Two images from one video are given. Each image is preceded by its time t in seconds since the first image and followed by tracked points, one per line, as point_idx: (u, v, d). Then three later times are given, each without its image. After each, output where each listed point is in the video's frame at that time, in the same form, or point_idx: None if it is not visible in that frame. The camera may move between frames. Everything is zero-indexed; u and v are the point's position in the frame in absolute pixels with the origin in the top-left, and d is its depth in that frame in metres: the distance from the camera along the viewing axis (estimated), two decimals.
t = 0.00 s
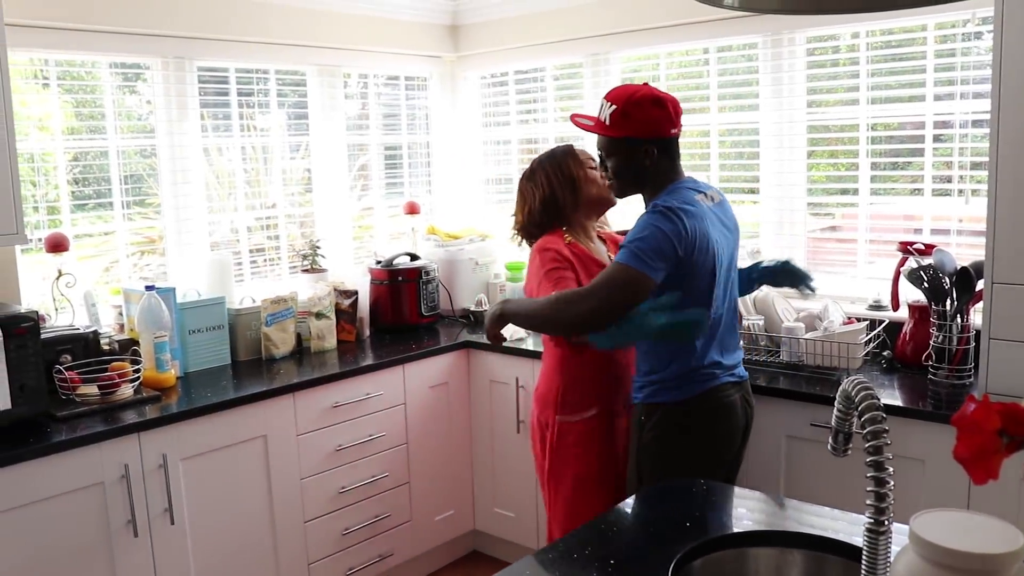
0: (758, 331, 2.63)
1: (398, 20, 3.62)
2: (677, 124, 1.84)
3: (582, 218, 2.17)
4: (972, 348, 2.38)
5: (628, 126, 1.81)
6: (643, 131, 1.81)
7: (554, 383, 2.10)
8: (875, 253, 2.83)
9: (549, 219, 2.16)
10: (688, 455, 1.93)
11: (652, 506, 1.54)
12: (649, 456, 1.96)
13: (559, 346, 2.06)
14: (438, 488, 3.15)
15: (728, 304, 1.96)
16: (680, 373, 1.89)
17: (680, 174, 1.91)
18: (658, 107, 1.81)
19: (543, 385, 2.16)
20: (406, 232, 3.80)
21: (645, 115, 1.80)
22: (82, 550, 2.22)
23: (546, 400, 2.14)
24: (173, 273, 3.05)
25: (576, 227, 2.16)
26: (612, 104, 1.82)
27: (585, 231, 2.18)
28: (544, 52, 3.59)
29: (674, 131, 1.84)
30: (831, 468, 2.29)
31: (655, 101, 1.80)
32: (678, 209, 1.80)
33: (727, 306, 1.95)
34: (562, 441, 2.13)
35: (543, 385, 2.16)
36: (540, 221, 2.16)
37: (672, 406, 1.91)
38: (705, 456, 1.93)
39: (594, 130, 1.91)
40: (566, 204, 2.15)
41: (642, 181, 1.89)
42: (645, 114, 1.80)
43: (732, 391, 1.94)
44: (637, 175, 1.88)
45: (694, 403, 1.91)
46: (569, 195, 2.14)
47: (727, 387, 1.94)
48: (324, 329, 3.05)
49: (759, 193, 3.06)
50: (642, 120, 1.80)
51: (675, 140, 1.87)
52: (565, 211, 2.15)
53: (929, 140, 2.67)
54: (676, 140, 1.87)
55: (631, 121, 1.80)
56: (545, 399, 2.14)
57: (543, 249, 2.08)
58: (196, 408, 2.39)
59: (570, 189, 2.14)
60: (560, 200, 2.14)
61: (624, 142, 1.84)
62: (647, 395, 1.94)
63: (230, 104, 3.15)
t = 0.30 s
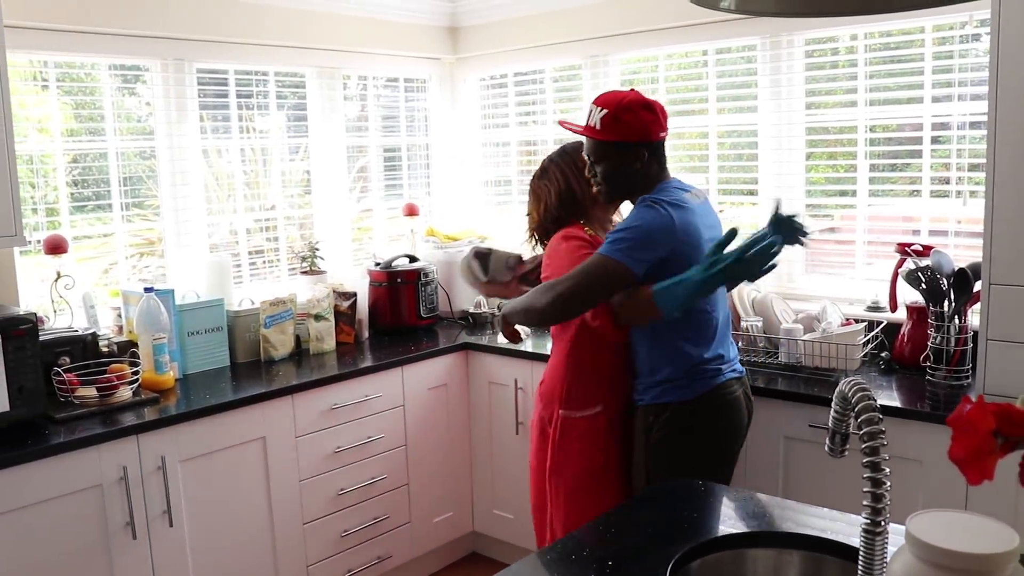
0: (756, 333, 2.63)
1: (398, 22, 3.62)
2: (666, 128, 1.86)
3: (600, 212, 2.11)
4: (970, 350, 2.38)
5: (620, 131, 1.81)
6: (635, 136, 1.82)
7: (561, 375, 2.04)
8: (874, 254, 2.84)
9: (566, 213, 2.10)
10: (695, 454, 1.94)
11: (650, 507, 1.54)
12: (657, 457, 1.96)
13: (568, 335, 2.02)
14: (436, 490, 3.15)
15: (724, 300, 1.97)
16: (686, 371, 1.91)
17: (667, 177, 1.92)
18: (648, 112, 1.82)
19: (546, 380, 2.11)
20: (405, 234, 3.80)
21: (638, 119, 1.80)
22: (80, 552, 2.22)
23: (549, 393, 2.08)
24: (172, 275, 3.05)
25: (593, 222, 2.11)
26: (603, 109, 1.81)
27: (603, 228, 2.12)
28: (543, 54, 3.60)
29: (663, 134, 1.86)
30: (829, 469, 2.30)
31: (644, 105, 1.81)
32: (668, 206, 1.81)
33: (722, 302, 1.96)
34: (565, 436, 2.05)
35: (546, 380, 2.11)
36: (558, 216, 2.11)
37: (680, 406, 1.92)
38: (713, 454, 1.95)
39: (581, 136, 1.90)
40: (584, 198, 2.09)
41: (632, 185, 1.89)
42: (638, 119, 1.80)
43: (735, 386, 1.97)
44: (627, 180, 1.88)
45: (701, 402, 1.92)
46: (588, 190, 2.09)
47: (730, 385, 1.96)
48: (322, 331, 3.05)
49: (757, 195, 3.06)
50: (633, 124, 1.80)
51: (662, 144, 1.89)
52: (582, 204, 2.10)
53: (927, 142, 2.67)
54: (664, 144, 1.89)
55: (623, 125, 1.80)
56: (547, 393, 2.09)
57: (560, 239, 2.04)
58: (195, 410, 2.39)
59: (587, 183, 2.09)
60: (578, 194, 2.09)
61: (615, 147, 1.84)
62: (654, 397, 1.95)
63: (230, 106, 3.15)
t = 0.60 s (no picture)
0: (742, 333, 2.64)
1: (385, 24, 3.62)
2: (639, 132, 1.87)
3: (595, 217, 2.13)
4: (954, 349, 2.40)
5: (597, 141, 1.81)
6: (612, 143, 1.82)
7: (564, 376, 2.02)
8: (860, 254, 2.85)
9: (563, 213, 2.12)
10: (690, 453, 1.95)
11: (637, 508, 1.55)
12: (652, 456, 1.96)
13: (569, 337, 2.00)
14: (425, 492, 3.14)
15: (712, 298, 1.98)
16: (685, 371, 1.92)
17: (646, 179, 1.93)
18: (620, 119, 1.82)
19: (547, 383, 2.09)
20: (392, 235, 3.80)
21: (612, 127, 1.81)
22: (67, 557, 2.20)
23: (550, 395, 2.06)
24: (159, 278, 3.04)
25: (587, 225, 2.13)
26: (576, 121, 1.82)
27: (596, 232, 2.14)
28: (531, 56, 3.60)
29: (637, 138, 1.87)
30: (815, 468, 2.31)
31: (616, 112, 1.82)
32: (644, 212, 1.81)
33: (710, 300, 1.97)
34: (568, 439, 2.04)
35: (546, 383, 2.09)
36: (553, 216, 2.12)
37: (675, 406, 1.93)
38: (709, 454, 1.96)
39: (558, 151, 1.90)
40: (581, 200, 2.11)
41: (613, 192, 1.90)
42: (612, 126, 1.81)
43: (727, 386, 1.98)
44: (608, 188, 1.89)
45: (695, 402, 1.93)
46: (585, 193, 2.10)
47: (723, 384, 1.97)
48: (310, 333, 3.05)
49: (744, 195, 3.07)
50: (609, 132, 1.81)
51: (638, 147, 1.90)
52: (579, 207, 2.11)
53: (912, 142, 2.69)
54: (639, 147, 1.90)
55: (599, 135, 1.81)
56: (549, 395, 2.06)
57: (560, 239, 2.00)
58: (182, 414, 2.38)
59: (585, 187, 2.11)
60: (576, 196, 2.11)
61: (593, 155, 1.85)
62: (648, 398, 1.95)
63: (216, 108, 3.14)
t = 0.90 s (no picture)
0: (733, 334, 2.65)
1: (374, 27, 3.62)
2: (626, 137, 1.88)
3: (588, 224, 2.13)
4: (943, 348, 2.41)
5: (585, 150, 1.82)
6: (598, 150, 1.83)
7: (559, 382, 2.02)
8: (849, 255, 2.86)
9: (554, 220, 2.11)
10: (684, 454, 1.95)
11: (629, 509, 1.55)
12: (646, 457, 1.96)
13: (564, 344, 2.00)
14: (418, 495, 3.14)
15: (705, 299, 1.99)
16: (679, 372, 1.93)
17: (634, 184, 1.94)
18: (604, 125, 1.84)
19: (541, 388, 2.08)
20: (383, 239, 3.79)
21: (598, 135, 1.82)
22: (57, 563, 2.19)
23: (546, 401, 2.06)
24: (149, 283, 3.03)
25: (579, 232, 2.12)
26: (563, 132, 1.83)
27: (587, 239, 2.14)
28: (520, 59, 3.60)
29: (624, 143, 1.88)
30: (806, 468, 2.32)
31: (600, 119, 1.84)
32: (634, 222, 1.81)
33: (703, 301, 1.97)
34: (566, 444, 2.04)
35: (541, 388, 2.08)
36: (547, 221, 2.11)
37: (667, 407, 1.93)
38: (703, 455, 1.96)
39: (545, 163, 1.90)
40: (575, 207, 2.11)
41: (603, 200, 1.90)
42: (598, 134, 1.82)
43: (721, 388, 1.98)
44: (598, 196, 1.89)
45: (687, 403, 1.94)
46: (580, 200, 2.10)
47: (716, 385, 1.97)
48: (301, 338, 3.04)
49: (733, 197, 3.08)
50: (595, 140, 1.82)
51: (625, 152, 1.91)
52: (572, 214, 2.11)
53: (900, 143, 2.71)
54: (625, 153, 1.91)
55: (586, 144, 1.82)
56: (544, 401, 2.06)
57: (555, 247, 2.00)
58: (173, 419, 2.37)
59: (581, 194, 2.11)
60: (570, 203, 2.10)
61: (581, 165, 1.85)
62: (641, 399, 1.96)
63: (205, 113, 3.13)
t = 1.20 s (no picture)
0: (724, 335, 2.66)
1: (365, 28, 3.62)
2: (617, 137, 1.87)
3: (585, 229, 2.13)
4: (933, 348, 2.42)
5: (576, 155, 1.82)
6: (587, 153, 1.83)
7: (550, 381, 2.01)
8: (840, 255, 2.87)
9: (553, 223, 2.11)
10: (673, 455, 1.96)
11: (620, 510, 1.55)
12: (635, 457, 1.97)
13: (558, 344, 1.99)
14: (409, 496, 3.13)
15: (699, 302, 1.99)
16: (672, 373, 1.93)
17: (630, 183, 1.93)
18: (592, 127, 1.83)
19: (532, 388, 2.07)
20: (375, 240, 3.79)
21: (588, 137, 1.82)
22: (47, 566, 2.18)
23: (537, 402, 2.04)
24: (139, 284, 3.01)
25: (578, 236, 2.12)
26: (552, 138, 1.83)
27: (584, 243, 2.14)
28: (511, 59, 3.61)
29: (615, 143, 1.87)
30: (796, 468, 2.32)
31: (586, 122, 1.83)
32: (632, 224, 1.81)
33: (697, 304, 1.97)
34: (555, 444, 2.03)
35: (531, 388, 2.07)
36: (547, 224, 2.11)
37: (656, 408, 1.93)
38: (693, 456, 1.97)
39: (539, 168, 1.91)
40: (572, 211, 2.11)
41: (599, 201, 1.90)
42: (588, 136, 1.82)
43: (713, 391, 1.99)
44: (593, 197, 1.89)
45: (677, 405, 1.94)
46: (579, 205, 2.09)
47: (706, 387, 1.98)
48: (292, 339, 3.04)
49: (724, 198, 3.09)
50: (583, 143, 1.82)
51: (618, 152, 1.90)
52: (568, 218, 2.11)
53: (890, 144, 2.72)
54: (620, 152, 1.90)
55: (576, 148, 1.82)
56: (534, 400, 2.05)
57: (553, 248, 1.99)
58: (164, 421, 2.37)
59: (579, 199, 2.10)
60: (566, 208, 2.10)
61: (574, 169, 1.86)
62: (631, 400, 1.96)
63: (196, 113, 3.12)
